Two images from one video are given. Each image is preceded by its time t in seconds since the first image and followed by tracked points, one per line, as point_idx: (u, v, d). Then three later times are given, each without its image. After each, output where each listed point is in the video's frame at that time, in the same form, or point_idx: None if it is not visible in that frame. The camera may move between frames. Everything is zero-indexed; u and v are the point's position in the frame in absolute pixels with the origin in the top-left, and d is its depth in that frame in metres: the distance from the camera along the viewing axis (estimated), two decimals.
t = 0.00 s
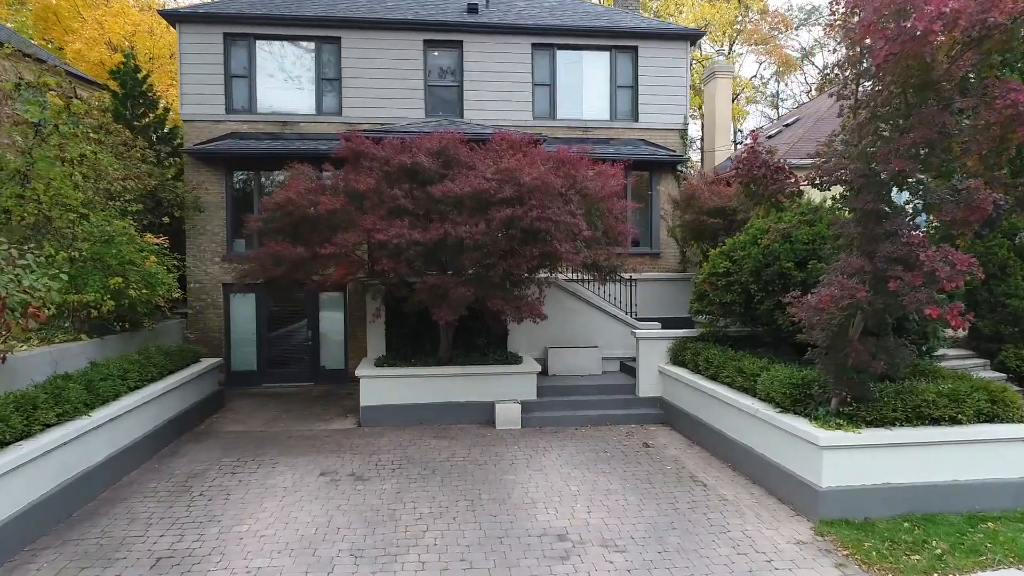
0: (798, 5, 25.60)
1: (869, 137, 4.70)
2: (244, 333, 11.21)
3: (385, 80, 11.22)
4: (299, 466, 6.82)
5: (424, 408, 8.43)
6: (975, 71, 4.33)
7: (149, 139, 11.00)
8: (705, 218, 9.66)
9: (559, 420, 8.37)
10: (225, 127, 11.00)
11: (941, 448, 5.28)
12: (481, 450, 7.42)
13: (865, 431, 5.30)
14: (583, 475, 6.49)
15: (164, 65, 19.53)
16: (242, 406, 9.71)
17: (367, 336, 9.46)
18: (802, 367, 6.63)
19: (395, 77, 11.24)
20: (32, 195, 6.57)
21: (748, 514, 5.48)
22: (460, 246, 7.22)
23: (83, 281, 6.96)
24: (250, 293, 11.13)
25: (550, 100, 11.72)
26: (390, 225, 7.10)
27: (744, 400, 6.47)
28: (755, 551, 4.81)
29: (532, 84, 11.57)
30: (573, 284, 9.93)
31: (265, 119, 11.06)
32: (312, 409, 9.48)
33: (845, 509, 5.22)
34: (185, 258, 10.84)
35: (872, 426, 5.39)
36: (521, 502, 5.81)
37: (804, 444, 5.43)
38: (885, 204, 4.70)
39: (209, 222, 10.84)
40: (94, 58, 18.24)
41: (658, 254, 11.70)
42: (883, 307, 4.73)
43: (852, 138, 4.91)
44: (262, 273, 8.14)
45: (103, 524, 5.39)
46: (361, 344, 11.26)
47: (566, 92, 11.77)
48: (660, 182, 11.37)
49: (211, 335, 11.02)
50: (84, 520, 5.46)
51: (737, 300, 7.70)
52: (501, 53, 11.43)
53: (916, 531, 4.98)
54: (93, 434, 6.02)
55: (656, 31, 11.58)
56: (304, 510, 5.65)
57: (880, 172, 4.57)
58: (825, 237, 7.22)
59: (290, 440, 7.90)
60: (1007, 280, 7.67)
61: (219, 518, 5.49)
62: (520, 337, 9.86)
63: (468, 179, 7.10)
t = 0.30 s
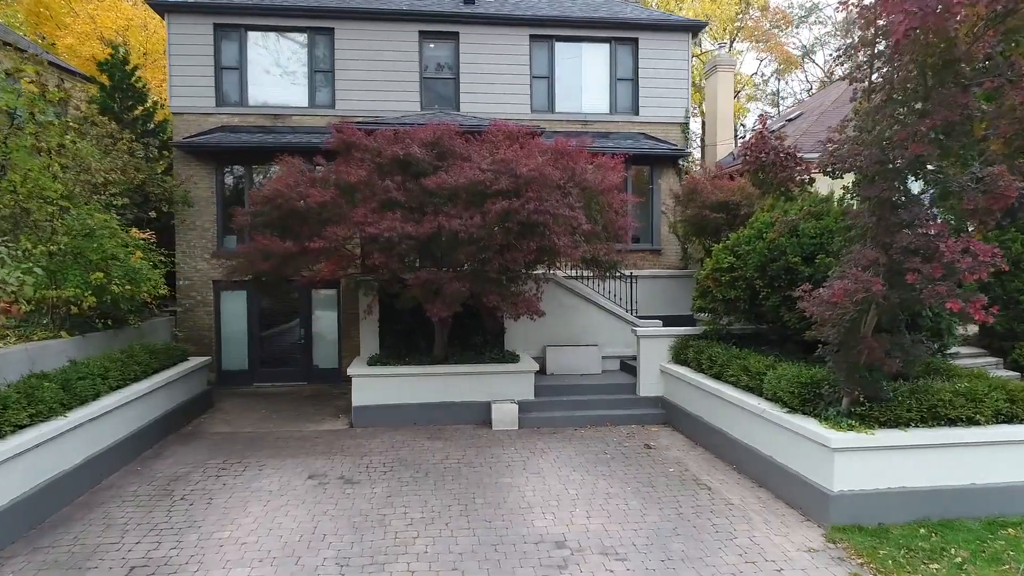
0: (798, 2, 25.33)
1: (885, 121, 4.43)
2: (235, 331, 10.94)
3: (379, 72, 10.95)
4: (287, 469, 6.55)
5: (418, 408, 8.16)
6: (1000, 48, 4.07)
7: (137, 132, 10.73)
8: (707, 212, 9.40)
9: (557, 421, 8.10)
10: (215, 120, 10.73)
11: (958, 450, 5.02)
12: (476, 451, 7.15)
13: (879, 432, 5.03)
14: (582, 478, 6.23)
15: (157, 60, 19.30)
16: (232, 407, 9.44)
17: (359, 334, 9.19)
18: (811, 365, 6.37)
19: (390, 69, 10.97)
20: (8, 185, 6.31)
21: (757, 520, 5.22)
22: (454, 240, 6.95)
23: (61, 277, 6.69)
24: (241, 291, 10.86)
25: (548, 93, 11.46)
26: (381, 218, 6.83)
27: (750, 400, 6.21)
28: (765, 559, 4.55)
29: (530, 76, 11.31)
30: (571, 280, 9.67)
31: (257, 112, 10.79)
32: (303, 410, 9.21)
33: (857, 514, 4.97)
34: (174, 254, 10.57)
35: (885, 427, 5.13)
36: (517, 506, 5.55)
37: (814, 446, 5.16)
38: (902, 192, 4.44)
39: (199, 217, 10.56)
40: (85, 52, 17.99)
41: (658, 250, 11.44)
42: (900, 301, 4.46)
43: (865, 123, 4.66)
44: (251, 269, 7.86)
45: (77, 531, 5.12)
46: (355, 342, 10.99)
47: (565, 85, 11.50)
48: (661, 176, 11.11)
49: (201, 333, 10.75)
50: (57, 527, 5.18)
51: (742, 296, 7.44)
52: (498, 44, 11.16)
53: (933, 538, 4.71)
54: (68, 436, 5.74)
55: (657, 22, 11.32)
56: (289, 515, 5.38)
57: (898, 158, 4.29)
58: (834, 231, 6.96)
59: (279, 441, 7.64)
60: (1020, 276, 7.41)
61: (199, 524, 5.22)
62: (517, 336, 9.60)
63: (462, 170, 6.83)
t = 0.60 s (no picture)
0: None
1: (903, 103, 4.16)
2: (226, 329, 10.67)
3: (373, 63, 10.68)
4: (273, 471, 6.29)
5: (412, 408, 7.90)
6: None
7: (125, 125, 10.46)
8: (710, 206, 9.14)
9: (555, 421, 7.83)
10: (205, 113, 10.47)
11: (978, 453, 4.76)
12: (471, 453, 6.88)
13: (894, 433, 4.78)
14: (581, 481, 5.96)
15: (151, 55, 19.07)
16: (221, 406, 9.17)
17: (352, 331, 8.93)
18: (820, 363, 6.10)
19: (384, 60, 10.70)
20: None
21: (765, 526, 4.95)
22: (449, 233, 6.68)
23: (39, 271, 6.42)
24: (232, 287, 10.60)
25: (547, 85, 11.20)
26: (372, 210, 6.56)
27: (756, 399, 5.95)
28: (775, 568, 4.28)
29: (528, 68, 11.05)
30: (570, 276, 9.40)
31: (248, 104, 10.52)
32: (294, 410, 8.94)
33: (872, 519, 4.71)
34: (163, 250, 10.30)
35: (900, 428, 4.87)
36: (512, 511, 5.29)
37: (825, 447, 4.91)
38: (921, 178, 4.17)
39: (188, 212, 10.30)
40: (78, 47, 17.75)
41: (659, 246, 11.17)
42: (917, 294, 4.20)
43: (881, 106, 4.42)
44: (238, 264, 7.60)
45: (48, 537, 4.85)
46: (349, 341, 10.73)
47: (564, 77, 11.24)
48: (662, 170, 10.84)
49: (191, 331, 10.49)
50: (28, 533, 4.92)
51: (747, 292, 7.17)
52: (496, 35, 10.89)
53: (953, 546, 4.45)
54: (44, 437, 5.48)
55: (658, 13, 11.05)
56: (273, 520, 5.12)
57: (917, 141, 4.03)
58: (842, 224, 6.71)
59: (267, 442, 7.37)
60: None
61: (178, 530, 4.96)
62: (515, 333, 9.34)
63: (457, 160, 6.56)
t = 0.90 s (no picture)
0: None
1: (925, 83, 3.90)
2: (215, 327, 10.40)
3: (366, 54, 10.41)
4: (258, 474, 6.01)
5: (404, 408, 7.63)
6: None
7: (112, 118, 10.19)
8: (713, 200, 8.88)
9: (553, 422, 7.56)
10: (193, 105, 10.19)
11: (999, 455, 4.50)
12: (465, 455, 6.61)
13: (910, 435, 4.51)
14: (579, 485, 5.69)
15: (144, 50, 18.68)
16: (208, 407, 8.88)
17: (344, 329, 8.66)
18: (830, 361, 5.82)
19: (378, 51, 10.43)
20: None
21: (774, 533, 4.68)
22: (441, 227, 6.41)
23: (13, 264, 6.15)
24: (221, 284, 10.32)
25: (545, 77, 10.92)
26: (361, 201, 6.29)
27: (762, 400, 5.68)
28: None
29: (525, 59, 10.77)
30: (568, 273, 9.14)
31: (238, 96, 10.24)
32: (284, 410, 8.66)
33: (888, 526, 4.44)
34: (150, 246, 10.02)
35: (917, 429, 4.60)
36: (507, 517, 5.02)
37: (837, 450, 4.64)
38: (943, 164, 3.91)
39: (176, 207, 10.02)
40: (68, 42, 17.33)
41: (660, 241, 10.86)
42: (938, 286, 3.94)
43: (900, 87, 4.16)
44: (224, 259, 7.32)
45: (13, 545, 4.57)
46: (341, 339, 10.45)
47: (562, 69, 10.98)
48: (662, 164, 10.57)
49: (179, 330, 10.20)
50: None
51: (751, 288, 6.91)
52: (492, 26, 10.62)
53: (974, 555, 4.19)
54: (13, 438, 5.20)
55: (659, 4, 10.79)
56: (254, 527, 4.85)
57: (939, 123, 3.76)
58: (851, 217, 6.45)
59: (253, 444, 7.09)
60: None
61: (152, 538, 4.68)
62: (511, 332, 9.07)
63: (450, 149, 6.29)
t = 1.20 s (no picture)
0: None
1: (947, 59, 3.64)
2: (204, 325, 10.13)
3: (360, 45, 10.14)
4: (241, 478, 5.74)
5: (396, 409, 7.36)
6: None
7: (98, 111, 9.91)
8: (716, 193, 8.63)
9: (551, 422, 7.29)
10: (181, 97, 9.92)
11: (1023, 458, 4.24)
12: (459, 457, 6.34)
13: (929, 437, 4.25)
14: (577, 490, 5.42)
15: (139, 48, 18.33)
16: (195, 407, 8.61)
17: (335, 327, 8.39)
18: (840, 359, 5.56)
19: (372, 42, 10.16)
20: None
21: (784, 541, 4.42)
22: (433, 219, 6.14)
23: None
24: (210, 281, 10.06)
25: (543, 69, 10.65)
26: (350, 192, 6.02)
27: (770, 399, 5.42)
28: None
29: (523, 50, 10.51)
30: (567, 269, 8.89)
31: (228, 88, 9.98)
32: (273, 411, 8.39)
33: (904, 533, 4.18)
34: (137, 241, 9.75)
35: (935, 430, 4.34)
36: (501, 523, 4.76)
37: (851, 453, 4.38)
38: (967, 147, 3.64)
39: (164, 202, 9.75)
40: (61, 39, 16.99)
41: (661, 238, 10.60)
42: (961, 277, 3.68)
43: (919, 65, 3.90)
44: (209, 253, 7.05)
45: None
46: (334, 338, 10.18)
47: (560, 60, 10.71)
48: (663, 158, 10.32)
49: (166, 328, 9.93)
50: None
51: (757, 283, 6.64)
52: (489, 16, 10.36)
53: (998, 565, 3.93)
54: None
55: None
56: (233, 534, 4.58)
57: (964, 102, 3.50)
58: (862, 209, 6.19)
59: (239, 446, 6.83)
60: None
61: (124, 546, 4.42)
62: (508, 329, 8.80)
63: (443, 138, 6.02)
